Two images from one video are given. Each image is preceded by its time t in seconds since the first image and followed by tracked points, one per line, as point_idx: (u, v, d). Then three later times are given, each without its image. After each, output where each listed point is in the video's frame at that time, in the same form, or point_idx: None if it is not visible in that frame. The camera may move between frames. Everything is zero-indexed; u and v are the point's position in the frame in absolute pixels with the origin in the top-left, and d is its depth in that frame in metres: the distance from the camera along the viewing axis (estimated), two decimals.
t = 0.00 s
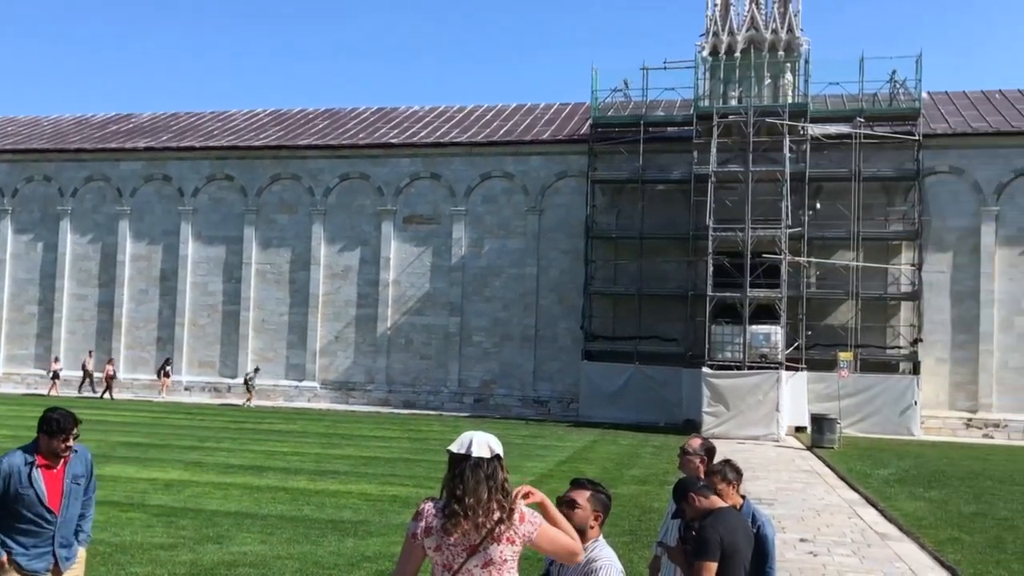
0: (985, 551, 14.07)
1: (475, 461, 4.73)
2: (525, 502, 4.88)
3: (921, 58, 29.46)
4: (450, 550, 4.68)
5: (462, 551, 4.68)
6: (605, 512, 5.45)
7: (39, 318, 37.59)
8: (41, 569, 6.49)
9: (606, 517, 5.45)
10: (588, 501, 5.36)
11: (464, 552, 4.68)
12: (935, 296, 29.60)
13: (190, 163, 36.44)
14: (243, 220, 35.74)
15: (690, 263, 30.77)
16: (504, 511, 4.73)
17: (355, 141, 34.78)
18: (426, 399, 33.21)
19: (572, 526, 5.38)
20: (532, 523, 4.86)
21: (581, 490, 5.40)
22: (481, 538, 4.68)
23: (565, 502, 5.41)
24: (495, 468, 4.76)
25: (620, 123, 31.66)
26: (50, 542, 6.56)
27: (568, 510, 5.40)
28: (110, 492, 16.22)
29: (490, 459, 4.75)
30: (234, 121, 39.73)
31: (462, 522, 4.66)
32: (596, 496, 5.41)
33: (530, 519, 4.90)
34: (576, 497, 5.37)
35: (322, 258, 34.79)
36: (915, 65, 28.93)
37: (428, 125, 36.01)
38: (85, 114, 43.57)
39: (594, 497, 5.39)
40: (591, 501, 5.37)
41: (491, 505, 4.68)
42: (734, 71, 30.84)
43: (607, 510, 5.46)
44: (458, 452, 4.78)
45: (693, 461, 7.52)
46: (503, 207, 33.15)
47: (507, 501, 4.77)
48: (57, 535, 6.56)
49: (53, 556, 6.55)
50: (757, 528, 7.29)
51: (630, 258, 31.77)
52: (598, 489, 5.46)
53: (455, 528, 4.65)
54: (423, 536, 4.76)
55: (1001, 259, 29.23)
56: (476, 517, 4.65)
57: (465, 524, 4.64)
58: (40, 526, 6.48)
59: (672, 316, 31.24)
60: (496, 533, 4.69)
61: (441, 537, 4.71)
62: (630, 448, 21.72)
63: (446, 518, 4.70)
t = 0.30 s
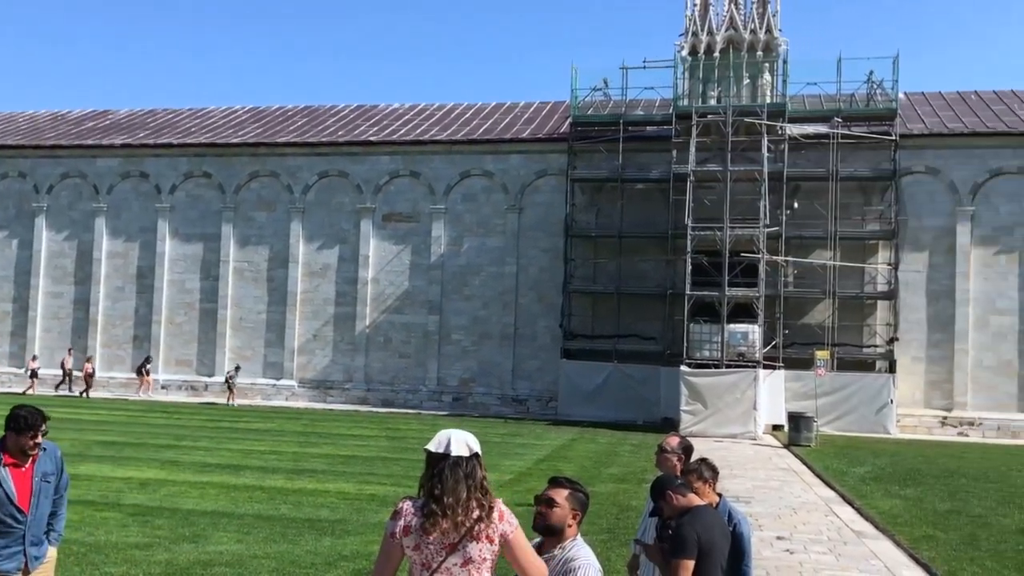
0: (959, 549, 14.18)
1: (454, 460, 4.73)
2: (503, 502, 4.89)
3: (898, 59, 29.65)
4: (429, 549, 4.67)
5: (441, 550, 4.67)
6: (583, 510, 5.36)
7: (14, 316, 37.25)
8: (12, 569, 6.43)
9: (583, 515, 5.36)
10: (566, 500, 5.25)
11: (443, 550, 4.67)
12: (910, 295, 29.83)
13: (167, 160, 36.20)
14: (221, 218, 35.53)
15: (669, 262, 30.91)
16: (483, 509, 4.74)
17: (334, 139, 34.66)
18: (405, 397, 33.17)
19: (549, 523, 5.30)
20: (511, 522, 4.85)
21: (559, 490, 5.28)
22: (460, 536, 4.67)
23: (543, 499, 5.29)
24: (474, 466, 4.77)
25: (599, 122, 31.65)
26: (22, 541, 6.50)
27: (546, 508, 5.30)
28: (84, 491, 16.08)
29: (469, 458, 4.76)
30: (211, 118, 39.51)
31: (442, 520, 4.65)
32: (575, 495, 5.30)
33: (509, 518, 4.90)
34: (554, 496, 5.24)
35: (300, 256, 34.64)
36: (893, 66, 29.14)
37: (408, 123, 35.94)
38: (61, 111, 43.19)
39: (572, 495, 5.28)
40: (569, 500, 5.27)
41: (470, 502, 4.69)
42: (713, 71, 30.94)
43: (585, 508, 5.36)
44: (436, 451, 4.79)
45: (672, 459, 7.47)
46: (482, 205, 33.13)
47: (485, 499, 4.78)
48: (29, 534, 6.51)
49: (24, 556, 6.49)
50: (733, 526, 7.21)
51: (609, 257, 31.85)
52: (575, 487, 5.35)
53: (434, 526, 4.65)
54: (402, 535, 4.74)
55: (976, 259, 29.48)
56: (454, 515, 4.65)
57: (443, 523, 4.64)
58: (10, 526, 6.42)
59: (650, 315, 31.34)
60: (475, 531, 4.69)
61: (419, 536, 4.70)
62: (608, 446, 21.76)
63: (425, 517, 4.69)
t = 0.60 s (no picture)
0: (927, 545, 14.33)
1: (431, 459, 4.69)
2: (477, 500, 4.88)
3: (870, 60, 29.93)
4: (402, 548, 4.66)
5: (414, 549, 4.66)
6: (554, 508, 5.33)
7: None
8: None
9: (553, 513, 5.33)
10: (535, 498, 5.23)
11: (416, 549, 4.66)
12: (881, 294, 30.12)
13: (138, 155, 35.86)
14: (193, 214, 35.25)
15: (642, 260, 31.02)
16: (457, 508, 4.73)
17: (308, 135, 34.47)
18: (378, 394, 33.09)
19: (521, 522, 5.27)
20: (484, 521, 4.86)
21: (529, 487, 5.26)
22: (434, 536, 4.66)
23: (511, 498, 5.26)
24: (450, 466, 4.74)
25: (574, 121, 31.71)
26: None
27: (516, 506, 5.28)
28: (50, 490, 15.90)
29: (446, 457, 4.73)
30: (183, 113, 39.17)
31: (417, 520, 4.64)
32: (545, 492, 5.27)
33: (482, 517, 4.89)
34: (523, 494, 5.23)
35: (273, 253, 34.44)
36: (864, 67, 29.42)
37: (382, 120, 35.82)
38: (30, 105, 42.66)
39: (542, 492, 5.26)
40: (539, 497, 5.24)
41: (445, 502, 4.67)
42: (686, 70, 31.08)
43: (555, 505, 5.33)
44: (413, 449, 4.74)
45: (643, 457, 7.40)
46: (457, 202, 33.08)
47: (460, 498, 4.77)
48: None
49: None
50: (703, 523, 7.15)
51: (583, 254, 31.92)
52: (544, 484, 5.33)
53: (408, 526, 4.64)
54: (375, 532, 4.72)
55: (946, 258, 29.80)
56: (430, 514, 4.64)
57: (419, 523, 4.63)
58: None
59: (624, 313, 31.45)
60: (449, 530, 4.69)
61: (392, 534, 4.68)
62: (581, 444, 21.81)
63: (400, 515, 4.67)
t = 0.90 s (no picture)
0: (901, 542, 14.44)
1: (409, 458, 4.67)
2: (455, 499, 4.86)
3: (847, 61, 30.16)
4: (379, 547, 4.63)
5: (391, 548, 4.63)
6: (528, 504, 5.30)
7: None
8: None
9: (527, 510, 5.31)
10: (506, 495, 5.22)
11: (392, 549, 4.63)
12: (856, 293, 30.36)
13: (113, 151, 35.53)
14: (169, 210, 34.97)
15: (621, 258, 31.09)
16: (435, 507, 4.71)
17: (286, 131, 34.28)
18: (356, 392, 32.99)
19: (495, 520, 5.26)
20: (462, 519, 4.84)
21: (500, 484, 5.25)
22: (412, 535, 4.64)
23: (483, 497, 5.26)
24: (429, 464, 4.72)
25: (553, 119, 31.73)
26: None
27: (488, 505, 5.26)
28: (23, 488, 15.72)
29: (424, 456, 4.71)
30: (160, 108, 38.86)
31: (394, 518, 4.62)
32: (516, 489, 5.26)
33: (460, 515, 4.87)
34: (494, 491, 5.22)
35: (250, 249, 34.23)
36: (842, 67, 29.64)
37: (360, 116, 35.68)
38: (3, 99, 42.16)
39: (514, 488, 5.24)
40: (511, 493, 5.23)
41: (423, 501, 4.66)
42: (666, 70, 31.19)
43: (528, 501, 5.31)
44: (391, 447, 4.70)
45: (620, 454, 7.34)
46: (435, 199, 33.01)
47: (438, 497, 4.75)
48: None
49: None
50: (679, 520, 7.16)
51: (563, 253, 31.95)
52: (515, 480, 5.33)
53: (386, 525, 4.62)
54: (350, 531, 4.69)
55: (921, 258, 30.07)
56: (406, 513, 4.62)
57: (396, 522, 4.61)
58: None
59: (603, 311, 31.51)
60: (427, 529, 4.66)
61: (369, 533, 4.66)
62: (559, 441, 21.83)
63: (376, 514, 4.65)
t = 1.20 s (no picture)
0: (868, 538, 14.61)
1: (379, 453, 4.66)
2: (423, 495, 4.86)
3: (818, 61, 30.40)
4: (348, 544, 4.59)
5: (360, 545, 4.60)
6: (491, 500, 5.21)
7: None
8: None
9: (491, 505, 5.22)
10: (466, 492, 5.17)
11: (362, 546, 4.60)
12: (826, 292, 30.64)
13: (82, 143, 35.10)
14: (138, 204, 34.61)
15: (594, 256, 31.17)
16: (405, 502, 4.70)
17: (257, 125, 34.03)
18: (327, 388, 32.85)
19: (461, 518, 5.21)
20: (430, 516, 4.84)
21: (460, 482, 5.22)
22: (382, 531, 4.61)
23: (447, 496, 5.25)
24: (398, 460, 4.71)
25: (527, 116, 31.75)
26: None
27: (451, 504, 5.24)
28: None
29: (394, 451, 4.70)
30: (129, 100, 38.43)
31: (364, 514, 4.58)
32: (476, 485, 5.19)
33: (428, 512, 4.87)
34: (453, 490, 5.20)
35: (220, 244, 33.96)
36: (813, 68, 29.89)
37: (333, 111, 35.50)
38: None
39: (475, 484, 5.18)
40: (471, 489, 5.18)
41: (393, 497, 4.64)
42: (639, 68, 31.29)
43: (493, 496, 5.21)
44: (361, 442, 4.68)
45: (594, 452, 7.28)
46: (408, 195, 32.93)
47: (407, 493, 4.74)
48: None
49: None
50: (647, 518, 7.10)
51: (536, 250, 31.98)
52: (475, 477, 5.27)
53: (356, 521, 4.58)
54: (318, 529, 4.64)
55: (890, 258, 30.40)
56: (377, 509, 4.59)
57: (366, 518, 4.58)
58: None
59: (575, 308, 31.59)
60: (397, 526, 4.65)
61: (337, 530, 4.61)
62: (530, 438, 21.87)
63: (346, 511, 4.61)
